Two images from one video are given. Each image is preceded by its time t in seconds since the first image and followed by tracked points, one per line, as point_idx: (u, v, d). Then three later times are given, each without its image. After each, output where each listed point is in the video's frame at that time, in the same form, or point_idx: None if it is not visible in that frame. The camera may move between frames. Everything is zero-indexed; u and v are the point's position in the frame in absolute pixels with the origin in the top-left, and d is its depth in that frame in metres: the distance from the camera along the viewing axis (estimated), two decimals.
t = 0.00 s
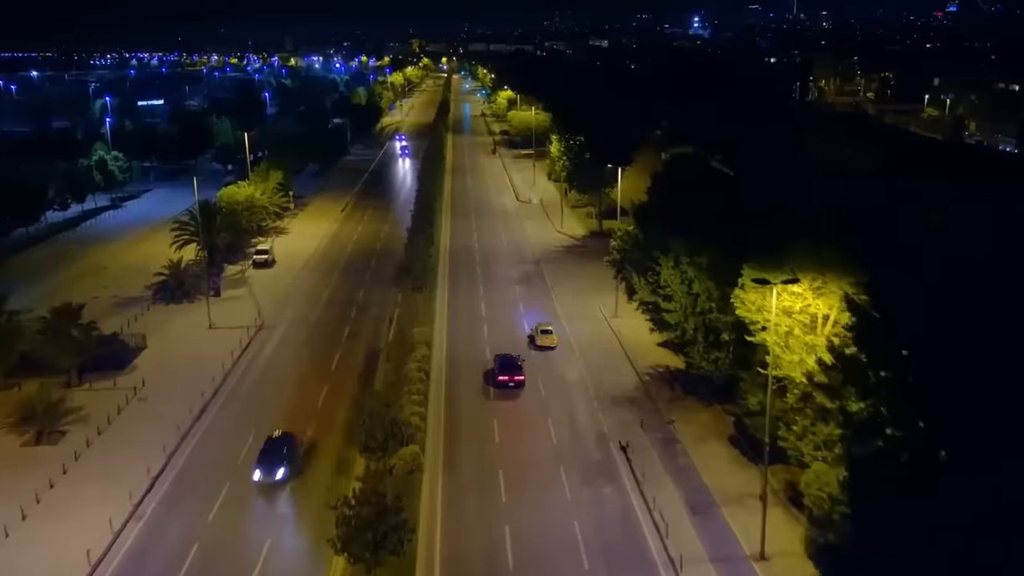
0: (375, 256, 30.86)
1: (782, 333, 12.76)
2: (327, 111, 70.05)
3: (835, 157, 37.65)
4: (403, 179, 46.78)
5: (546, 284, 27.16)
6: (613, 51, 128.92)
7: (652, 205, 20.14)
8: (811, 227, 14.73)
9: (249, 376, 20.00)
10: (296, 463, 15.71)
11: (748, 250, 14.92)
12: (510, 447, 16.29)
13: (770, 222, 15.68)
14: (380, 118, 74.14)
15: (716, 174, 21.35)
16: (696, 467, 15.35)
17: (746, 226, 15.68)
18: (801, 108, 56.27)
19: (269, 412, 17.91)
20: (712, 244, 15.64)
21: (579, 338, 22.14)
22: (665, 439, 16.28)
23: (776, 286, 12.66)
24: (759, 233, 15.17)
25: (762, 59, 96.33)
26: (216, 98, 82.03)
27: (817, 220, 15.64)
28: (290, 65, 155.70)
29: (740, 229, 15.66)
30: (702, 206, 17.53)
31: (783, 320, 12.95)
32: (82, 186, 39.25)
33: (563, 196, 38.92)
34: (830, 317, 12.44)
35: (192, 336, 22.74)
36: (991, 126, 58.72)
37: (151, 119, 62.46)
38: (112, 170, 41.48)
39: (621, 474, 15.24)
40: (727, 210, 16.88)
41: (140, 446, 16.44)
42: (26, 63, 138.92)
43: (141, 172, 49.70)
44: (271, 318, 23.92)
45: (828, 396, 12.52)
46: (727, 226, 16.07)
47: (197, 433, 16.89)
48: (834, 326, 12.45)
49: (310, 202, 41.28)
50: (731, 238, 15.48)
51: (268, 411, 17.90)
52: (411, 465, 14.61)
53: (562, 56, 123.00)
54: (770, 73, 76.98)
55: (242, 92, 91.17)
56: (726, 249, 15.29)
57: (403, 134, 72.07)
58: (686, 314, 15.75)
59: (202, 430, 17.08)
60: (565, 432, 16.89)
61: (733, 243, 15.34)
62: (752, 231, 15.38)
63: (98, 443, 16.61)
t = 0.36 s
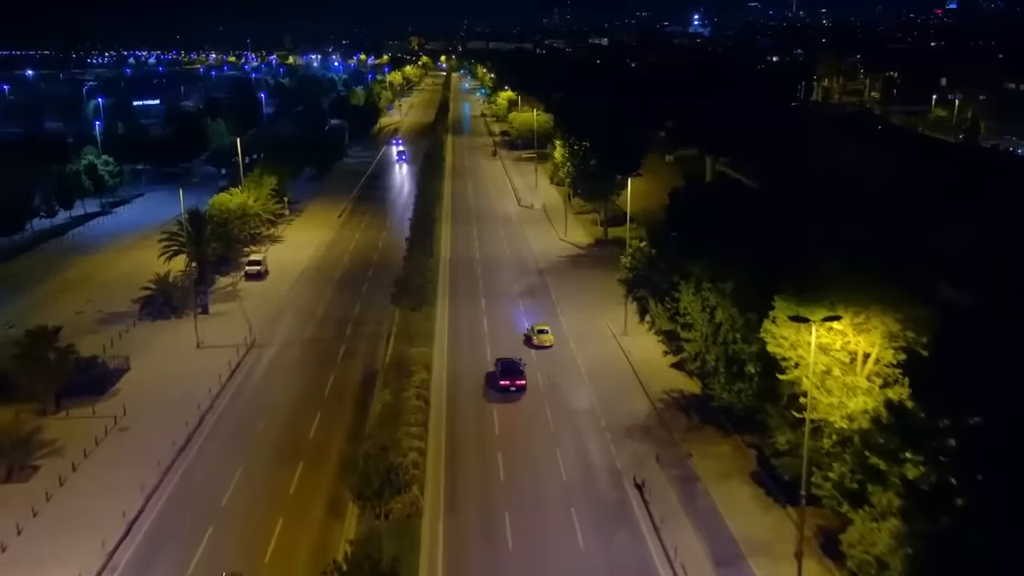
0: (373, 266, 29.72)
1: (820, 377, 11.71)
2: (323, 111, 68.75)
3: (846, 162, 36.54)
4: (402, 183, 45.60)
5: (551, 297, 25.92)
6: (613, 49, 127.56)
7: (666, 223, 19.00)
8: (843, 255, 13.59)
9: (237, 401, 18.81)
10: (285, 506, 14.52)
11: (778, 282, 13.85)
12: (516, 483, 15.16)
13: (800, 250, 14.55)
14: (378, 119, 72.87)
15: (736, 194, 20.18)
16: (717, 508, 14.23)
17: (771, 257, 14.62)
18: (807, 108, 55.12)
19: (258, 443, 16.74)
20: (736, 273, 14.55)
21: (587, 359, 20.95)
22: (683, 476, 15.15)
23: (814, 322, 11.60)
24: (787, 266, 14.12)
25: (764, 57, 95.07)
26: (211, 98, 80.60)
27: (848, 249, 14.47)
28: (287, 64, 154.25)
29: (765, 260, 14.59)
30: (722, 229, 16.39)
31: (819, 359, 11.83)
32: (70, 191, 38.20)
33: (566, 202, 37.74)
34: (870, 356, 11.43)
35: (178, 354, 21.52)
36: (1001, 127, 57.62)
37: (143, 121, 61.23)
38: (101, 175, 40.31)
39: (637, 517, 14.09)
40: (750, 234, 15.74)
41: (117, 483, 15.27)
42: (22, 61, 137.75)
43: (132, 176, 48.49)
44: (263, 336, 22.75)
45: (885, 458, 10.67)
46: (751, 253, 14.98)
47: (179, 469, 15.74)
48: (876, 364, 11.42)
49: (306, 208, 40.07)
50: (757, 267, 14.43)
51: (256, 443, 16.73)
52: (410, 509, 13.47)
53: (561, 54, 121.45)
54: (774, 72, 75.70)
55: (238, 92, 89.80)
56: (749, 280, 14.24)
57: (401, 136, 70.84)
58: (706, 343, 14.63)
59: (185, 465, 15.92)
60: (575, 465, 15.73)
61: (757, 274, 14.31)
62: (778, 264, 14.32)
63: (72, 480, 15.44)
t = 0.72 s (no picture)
0: (370, 276, 28.59)
1: (865, 429, 10.75)
2: (318, 111, 67.58)
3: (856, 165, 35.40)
4: (400, 187, 44.48)
5: (555, 311, 24.68)
6: (613, 48, 126.34)
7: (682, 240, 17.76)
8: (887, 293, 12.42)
9: (222, 430, 17.63)
10: (270, 557, 13.34)
11: (813, 313, 12.68)
12: (522, 526, 14.00)
13: (833, 280, 13.40)
14: (375, 120, 71.72)
15: (757, 214, 18.99)
16: (741, 555, 13.09)
17: (802, 286, 13.47)
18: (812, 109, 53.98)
19: (243, 480, 15.55)
20: (766, 302, 13.33)
21: (594, 381, 19.77)
22: (703, 519, 14.00)
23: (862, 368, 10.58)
24: (820, 297, 12.97)
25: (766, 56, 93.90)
26: (205, 98, 79.42)
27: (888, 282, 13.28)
28: (284, 62, 152.99)
29: (796, 288, 13.43)
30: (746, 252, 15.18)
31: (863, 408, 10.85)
32: (56, 198, 37.19)
33: (569, 208, 36.60)
34: (919, 404, 10.54)
35: (161, 377, 20.34)
36: (1010, 126, 56.44)
37: (135, 123, 60.12)
38: (89, 181, 39.23)
39: (654, 567, 12.91)
40: (777, 257, 14.56)
41: (88, 530, 14.10)
42: (17, 59, 136.45)
43: (123, 180, 47.39)
44: (251, 356, 21.58)
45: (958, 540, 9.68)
46: (780, 281, 13.81)
47: (156, 512, 14.57)
48: (926, 412, 10.52)
49: (301, 215, 38.96)
50: (791, 300, 13.27)
51: (241, 480, 15.55)
52: (408, 562, 12.34)
53: (560, 53, 120.19)
54: (776, 71, 74.53)
55: (233, 91, 88.65)
56: (781, 313, 13.07)
57: (398, 137, 69.71)
58: (730, 378, 13.45)
59: (162, 507, 14.74)
60: (585, 506, 14.58)
61: (788, 307, 13.15)
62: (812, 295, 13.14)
63: (40, 526, 14.26)
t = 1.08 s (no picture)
0: (365, 288, 27.42)
1: (923, 490, 10.20)
2: (312, 110, 66.24)
3: (868, 169, 34.18)
4: (397, 192, 43.30)
5: (559, 328, 23.51)
6: (612, 45, 124.88)
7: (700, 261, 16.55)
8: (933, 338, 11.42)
9: (205, 463, 16.45)
10: None
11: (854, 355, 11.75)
12: None
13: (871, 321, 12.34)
14: (371, 120, 70.40)
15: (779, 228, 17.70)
16: None
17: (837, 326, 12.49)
18: (819, 110, 52.70)
19: (224, 523, 14.36)
20: (801, 341, 12.31)
21: (602, 407, 18.60)
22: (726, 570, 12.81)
23: (926, 431, 9.92)
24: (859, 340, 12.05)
25: (768, 54, 92.49)
26: (199, 99, 78.09)
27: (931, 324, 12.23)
28: (281, 60, 151.51)
29: (832, 327, 12.48)
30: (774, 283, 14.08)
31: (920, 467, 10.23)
32: (41, 204, 35.91)
33: (571, 214, 35.42)
34: (979, 462, 10.01)
35: (143, 401, 19.16)
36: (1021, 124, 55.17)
37: (126, 124, 58.86)
38: (75, 186, 37.97)
39: None
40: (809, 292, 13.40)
41: None
42: (10, 57, 134.79)
43: (112, 183, 46.15)
44: (237, 377, 20.39)
45: None
46: (812, 318, 12.81)
47: (128, 561, 13.38)
48: (986, 471, 10.01)
49: (295, 221, 37.74)
50: (827, 341, 12.26)
51: (223, 523, 14.35)
52: None
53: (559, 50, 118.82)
54: (780, 69, 73.20)
55: (227, 91, 87.31)
56: (816, 354, 12.07)
57: (395, 137, 68.43)
58: (759, 422, 12.50)
59: (135, 555, 13.55)
60: (597, 552, 13.41)
61: (824, 343, 12.23)
62: (851, 339, 12.10)
63: None
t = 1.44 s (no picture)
0: (361, 302, 26.26)
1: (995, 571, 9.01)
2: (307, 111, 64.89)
3: (883, 174, 32.95)
4: (393, 196, 42.06)
5: (564, 346, 22.28)
6: (613, 42, 123.39)
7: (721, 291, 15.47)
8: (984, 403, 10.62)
9: (185, 503, 15.36)
10: None
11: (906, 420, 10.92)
12: None
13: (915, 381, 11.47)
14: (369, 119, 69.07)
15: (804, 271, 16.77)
16: None
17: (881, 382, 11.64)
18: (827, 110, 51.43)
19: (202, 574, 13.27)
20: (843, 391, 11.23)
21: (611, 435, 17.49)
22: None
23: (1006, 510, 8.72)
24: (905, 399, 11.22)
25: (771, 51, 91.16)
26: (192, 98, 76.71)
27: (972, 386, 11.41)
28: (278, 57, 150.09)
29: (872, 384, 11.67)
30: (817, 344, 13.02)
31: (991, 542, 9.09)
32: (26, 210, 34.78)
33: (574, 220, 34.17)
34: None
35: (122, 429, 18.04)
36: None
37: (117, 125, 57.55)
38: (61, 191, 36.84)
39: None
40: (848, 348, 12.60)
41: None
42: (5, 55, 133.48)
43: (102, 186, 45.03)
44: (223, 402, 19.29)
45: None
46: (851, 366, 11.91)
47: None
48: None
49: (289, 226, 36.52)
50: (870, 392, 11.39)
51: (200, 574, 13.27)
52: None
53: (558, 48, 117.41)
54: (784, 67, 71.87)
55: (221, 89, 85.89)
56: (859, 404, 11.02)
57: (392, 137, 67.10)
58: (793, 472, 11.39)
59: None
60: None
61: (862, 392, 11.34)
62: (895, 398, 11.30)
63: None
